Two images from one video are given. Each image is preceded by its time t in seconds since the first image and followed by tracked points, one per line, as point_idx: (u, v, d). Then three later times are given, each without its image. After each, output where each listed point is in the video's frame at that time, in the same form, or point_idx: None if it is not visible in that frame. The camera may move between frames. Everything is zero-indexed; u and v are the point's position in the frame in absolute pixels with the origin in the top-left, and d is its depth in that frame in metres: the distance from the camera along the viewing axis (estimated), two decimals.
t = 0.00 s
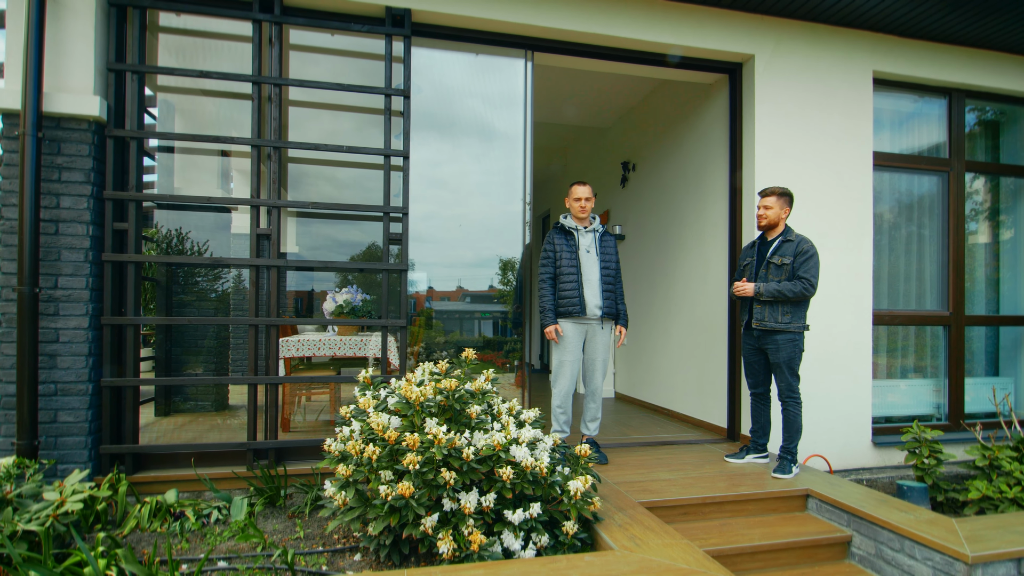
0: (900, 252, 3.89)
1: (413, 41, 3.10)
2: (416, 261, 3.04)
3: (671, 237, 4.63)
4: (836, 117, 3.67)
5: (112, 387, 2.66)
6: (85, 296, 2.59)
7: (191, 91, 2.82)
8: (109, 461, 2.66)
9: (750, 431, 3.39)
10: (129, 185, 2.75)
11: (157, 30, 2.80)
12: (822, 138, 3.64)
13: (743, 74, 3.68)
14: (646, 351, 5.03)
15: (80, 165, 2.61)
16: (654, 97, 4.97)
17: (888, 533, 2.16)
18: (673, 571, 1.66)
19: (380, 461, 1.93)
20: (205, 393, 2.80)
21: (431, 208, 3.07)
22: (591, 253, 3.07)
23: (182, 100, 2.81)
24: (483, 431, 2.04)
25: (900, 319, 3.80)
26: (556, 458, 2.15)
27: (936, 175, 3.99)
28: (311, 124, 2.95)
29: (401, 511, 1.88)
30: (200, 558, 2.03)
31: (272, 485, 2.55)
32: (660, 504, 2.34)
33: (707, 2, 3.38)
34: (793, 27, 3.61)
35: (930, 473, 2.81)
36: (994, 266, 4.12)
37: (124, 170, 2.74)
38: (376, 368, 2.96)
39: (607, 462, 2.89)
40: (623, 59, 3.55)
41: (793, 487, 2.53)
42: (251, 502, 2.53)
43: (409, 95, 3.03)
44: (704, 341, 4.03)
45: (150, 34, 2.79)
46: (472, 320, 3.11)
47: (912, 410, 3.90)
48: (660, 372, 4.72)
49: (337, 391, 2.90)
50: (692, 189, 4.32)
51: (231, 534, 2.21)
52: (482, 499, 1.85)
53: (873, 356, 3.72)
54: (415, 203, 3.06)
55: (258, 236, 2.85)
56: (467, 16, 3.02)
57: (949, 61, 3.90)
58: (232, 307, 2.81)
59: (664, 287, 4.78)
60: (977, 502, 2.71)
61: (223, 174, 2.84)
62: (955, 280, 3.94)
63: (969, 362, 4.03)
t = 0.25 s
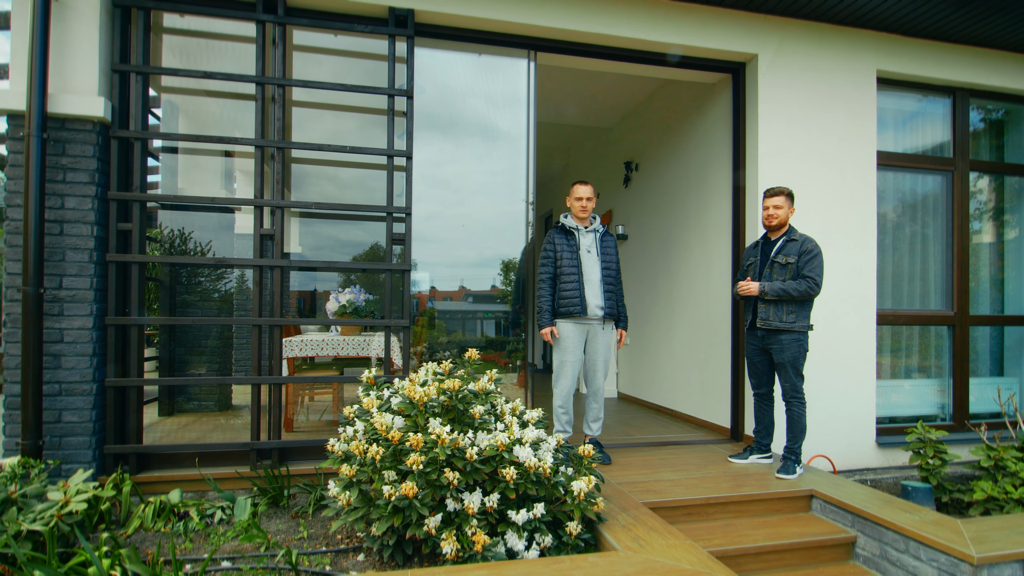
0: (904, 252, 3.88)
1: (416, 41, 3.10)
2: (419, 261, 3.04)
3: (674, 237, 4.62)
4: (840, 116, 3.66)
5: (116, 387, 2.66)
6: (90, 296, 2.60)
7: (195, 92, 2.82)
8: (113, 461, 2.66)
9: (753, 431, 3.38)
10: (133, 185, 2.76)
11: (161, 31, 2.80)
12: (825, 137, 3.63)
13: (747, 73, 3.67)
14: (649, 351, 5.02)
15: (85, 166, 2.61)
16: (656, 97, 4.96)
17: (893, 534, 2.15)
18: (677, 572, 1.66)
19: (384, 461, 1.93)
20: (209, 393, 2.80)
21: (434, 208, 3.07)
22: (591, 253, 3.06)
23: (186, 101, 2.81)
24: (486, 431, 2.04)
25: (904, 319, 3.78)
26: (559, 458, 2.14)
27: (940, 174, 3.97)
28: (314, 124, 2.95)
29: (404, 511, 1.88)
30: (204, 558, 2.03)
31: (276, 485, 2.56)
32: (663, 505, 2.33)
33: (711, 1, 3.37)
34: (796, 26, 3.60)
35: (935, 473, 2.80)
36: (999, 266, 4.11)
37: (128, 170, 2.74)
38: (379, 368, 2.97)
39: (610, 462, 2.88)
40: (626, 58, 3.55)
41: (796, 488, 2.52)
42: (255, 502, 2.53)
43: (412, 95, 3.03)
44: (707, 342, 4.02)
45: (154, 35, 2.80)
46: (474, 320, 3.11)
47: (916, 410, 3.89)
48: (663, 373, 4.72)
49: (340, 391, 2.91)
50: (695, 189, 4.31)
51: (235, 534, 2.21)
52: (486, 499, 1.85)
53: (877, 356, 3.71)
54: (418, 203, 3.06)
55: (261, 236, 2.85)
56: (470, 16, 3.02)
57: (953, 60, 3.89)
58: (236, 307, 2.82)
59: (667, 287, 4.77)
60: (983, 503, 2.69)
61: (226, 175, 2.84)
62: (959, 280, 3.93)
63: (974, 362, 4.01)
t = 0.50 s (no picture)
0: (907, 252, 3.87)
1: (418, 42, 3.10)
2: (422, 262, 3.04)
3: (676, 238, 4.62)
4: (843, 116, 3.65)
5: (119, 388, 2.67)
6: (93, 297, 2.60)
7: (198, 93, 2.83)
8: (116, 462, 2.67)
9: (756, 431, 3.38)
10: (136, 186, 2.76)
11: (163, 31, 2.81)
12: (828, 137, 3.62)
13: (749, 73, 3.66)
14: (651, 352, 5.02)
15: (88, 167, 2.62)
16: (658, 97, 4.96)
17: (896, 535, 2.15)
18: (679, 572, 1.66)
19: (386, 461, 1.93)
20: (211, 393, 2.81)
21: (437, 208, 3.08)
22: (592, 252, 3.06)
23: (188, 102, 2.82)
24: (488, 431, 2.04)
25: (907, 319, 3.78)
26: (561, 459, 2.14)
27: (943, 174, 3.96)
28: (317, 124, 2.96)
29: (406, 511, 1.88)
30: (206, 558, 2.04)
31: (278, 486, 2.56)
32: (665, 505, 2.33)
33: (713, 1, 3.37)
34: (799, 26, 3.60)
35: (938, 474, 2.79)
36: (1002, 266, 4.10)
37: (131, 171, 2.75)
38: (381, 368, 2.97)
39: (613, 462, 2.88)
40: (628, 59, 3.55)
41: (799, 489, 2.51)
42: (258, 502, 2.53)
43: (415, 95, 3.04)
44: (710, 342, 4.02)
45: (156, 36, 2.80)
46: (476, 320, 3.11)
47: (919, 410, 3.88)
48: (665, 373, 4.71)
49: (342, 391, 2.91)
50: (697, 189, 4.31)
51: (238, 534, 2.21)
52: (489, 500, 1.85)
53: (879, 356, 3.70)
54: (420, 203, 3.06)
55: (264, 237, 2.85)
56: (472, 16, 3.03)
57: (956, 60, 3.88)
58: (238, 307, 2.82)
59: (669, 288, 4.76)
60: (986, 504, 2.68)
61: (228, 175, 2.84)
62: (962, 280, 3.92)
63: (977, 362, 4.00)
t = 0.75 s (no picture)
0: (908, 252, 3.87)
1: (420, 42, 3.11)
2: (423, 262, 3.04)
3: (678, 238, 4.62)
4: (844, 117, 3.65)
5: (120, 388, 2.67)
6: (94, 297, 2.60)
7: (199, 93, 2.83)
8: (117, 462, 2.67)
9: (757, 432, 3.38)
10: (137, 186, 2.76)
11: (164, 31, 2.81)
12: (829, 137, 3.62)
13: (751, 73, 3.66)
14: (653, 352, 5.02)
15: (89, 167, 2.62)
16: (660, 97, 4.95)
17: (897, 535, 2.14)
18: (682, 572, 1.65)
19: (387, 462, 1.92)
20: (212, 393, 2.80)
21: (438, 209, 3.08)
22: (593, 252, 3.06)
23: (189, 102, 2.82)
24: (490, 431, 2.03)
25: (909, 319, 3.78)
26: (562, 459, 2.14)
27: (945, 174, 3.96)
28: (318, 125, 2.96)
29: (408, 511, 1.88)
30: (208, 558, 2.04)
31: (280, 486, 2.56)
32: (667, 505, 2.32)
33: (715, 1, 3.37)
34: (801, 26, 3.59)
35: (940, 474, 2.78)
36: (1003, 266, 4.09)
37: (132, 171, 2.75)
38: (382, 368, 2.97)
39: (614, 462, 2.88)
40: (630, 59, 3.55)
41: (801, 489, 2.50)
42: (259, 503, 2.53)
43: (416, 95, 3.04)
44: (711, 342, 4.02)
45: (157, 36, 2.80)
46: (477, 321, 3.11)
47: (920, 410, 3.88)
48: (667, 373, 4.71)
49: (344, 391, 2.91)
50: (698, 189, 4.30)
51: (240, 534, 2.21)
52: (490, 500, 1.85)
53: (881, 356, 3.70)
54: (422, 204, 3.06)
55: (265, 237, 2.85)
56: (474, 16, 3.03)
57: (958, 60, 3.88)
58: (238, 307, 2.82)
59: (671, 288, 4.76)
60: (988, 504, 2.67)
61: (229, 175, 2.84)
62: (964, 280, 3.92)
63: (978, 363, 3.99)
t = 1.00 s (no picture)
0: (909, 252, 3.87)
1: (421, 41, 3.10)
2: (424, 262, 3.04)
3: (679, 237, 4.62)
4: (846, 116, 3.65)
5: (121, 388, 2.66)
6: (95, 297, 2.60)
7: (199, 92, 2.82)
8: (118, 462, 2.66)
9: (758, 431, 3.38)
10: (137, 186, 2.76)
11: (164, 30, 2.80)
12: (830, 136, 3.61)
13: (752, 73, 3.66)
14: (654, 351, 5.02)
15: (89, 166, 2.61)
16: (661, 96, 4.95)
17: (899, 534, 2.14)
18: (684, 572, 1.65)
19: (389, 461, 1.92)
20: (212, 394, 2.80)
21: (440, 208, 3.07)
22: (595, 252, 3.06)
23: (189, 101, 2.81)
24: (492, 431, 2.03)
25: (910, 319, 3.78)
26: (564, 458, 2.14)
27: (945, 174, 3.96)
28: (319, 124, 2.95)
29: (410, 511, 1.87)
30: (209, 558, 2.03)
31: (281, 486, 2.56)
32: (669, 505, 2.32)
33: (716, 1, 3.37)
34: (802, 25, 3.59)
35: (941, 473, 2.78)
36: (1004, 266, 4.09)
37: (133, 171, 2.74)
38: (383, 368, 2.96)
39: (616, 462, 2.87)
40: (631, 58, 3.55)
41: (802, 488, 2.50)
42: (260, 503, 2.53)
43: (417, 94, 3.04)
44: (712, 342, 4.01)
45: (158, 35, 2.79)
46: (478, 321, 3.10)
47: (921, 410, 3.88)
48: (668, 372, 4.71)
49: (344, 391, 2.91)
50: (700, 189, 4.30)
51: (241, 534, 2.21)
52: (493, 500, 1.84)
53: (882, 356, 3.70)
54: (423, 203, 3.06)
55: (266, 237, 2.85)
56: (475, 15, 3.02)
57: (959, 60, 3.88)
58: (239, 307, 2.82)
59: (672, 287, 4.75)
60: (988, 503, 2.65)
61: (230, 175, 2.84)
62: (965, 280, 3.92)
63: (979, 363, 3.99)
